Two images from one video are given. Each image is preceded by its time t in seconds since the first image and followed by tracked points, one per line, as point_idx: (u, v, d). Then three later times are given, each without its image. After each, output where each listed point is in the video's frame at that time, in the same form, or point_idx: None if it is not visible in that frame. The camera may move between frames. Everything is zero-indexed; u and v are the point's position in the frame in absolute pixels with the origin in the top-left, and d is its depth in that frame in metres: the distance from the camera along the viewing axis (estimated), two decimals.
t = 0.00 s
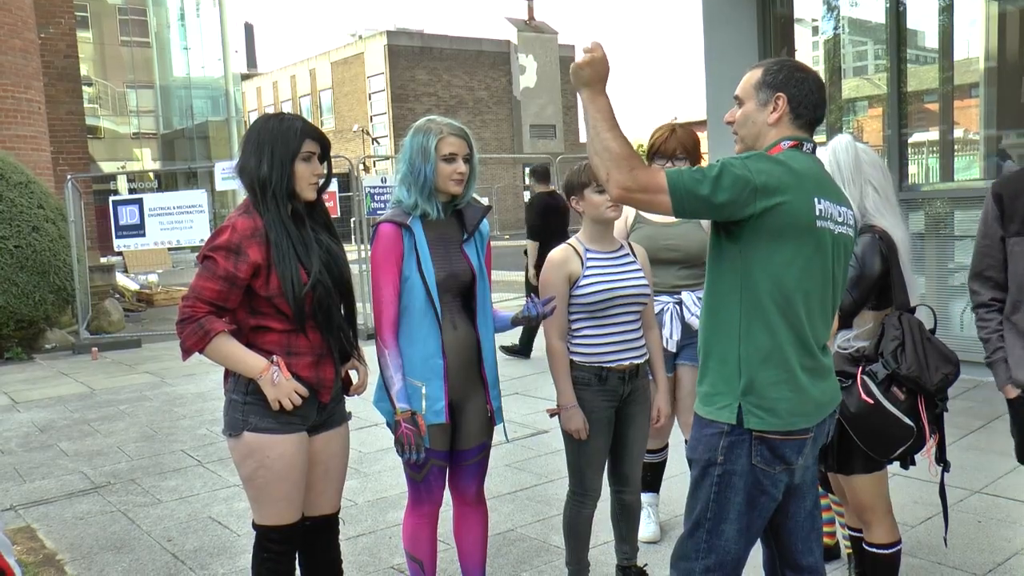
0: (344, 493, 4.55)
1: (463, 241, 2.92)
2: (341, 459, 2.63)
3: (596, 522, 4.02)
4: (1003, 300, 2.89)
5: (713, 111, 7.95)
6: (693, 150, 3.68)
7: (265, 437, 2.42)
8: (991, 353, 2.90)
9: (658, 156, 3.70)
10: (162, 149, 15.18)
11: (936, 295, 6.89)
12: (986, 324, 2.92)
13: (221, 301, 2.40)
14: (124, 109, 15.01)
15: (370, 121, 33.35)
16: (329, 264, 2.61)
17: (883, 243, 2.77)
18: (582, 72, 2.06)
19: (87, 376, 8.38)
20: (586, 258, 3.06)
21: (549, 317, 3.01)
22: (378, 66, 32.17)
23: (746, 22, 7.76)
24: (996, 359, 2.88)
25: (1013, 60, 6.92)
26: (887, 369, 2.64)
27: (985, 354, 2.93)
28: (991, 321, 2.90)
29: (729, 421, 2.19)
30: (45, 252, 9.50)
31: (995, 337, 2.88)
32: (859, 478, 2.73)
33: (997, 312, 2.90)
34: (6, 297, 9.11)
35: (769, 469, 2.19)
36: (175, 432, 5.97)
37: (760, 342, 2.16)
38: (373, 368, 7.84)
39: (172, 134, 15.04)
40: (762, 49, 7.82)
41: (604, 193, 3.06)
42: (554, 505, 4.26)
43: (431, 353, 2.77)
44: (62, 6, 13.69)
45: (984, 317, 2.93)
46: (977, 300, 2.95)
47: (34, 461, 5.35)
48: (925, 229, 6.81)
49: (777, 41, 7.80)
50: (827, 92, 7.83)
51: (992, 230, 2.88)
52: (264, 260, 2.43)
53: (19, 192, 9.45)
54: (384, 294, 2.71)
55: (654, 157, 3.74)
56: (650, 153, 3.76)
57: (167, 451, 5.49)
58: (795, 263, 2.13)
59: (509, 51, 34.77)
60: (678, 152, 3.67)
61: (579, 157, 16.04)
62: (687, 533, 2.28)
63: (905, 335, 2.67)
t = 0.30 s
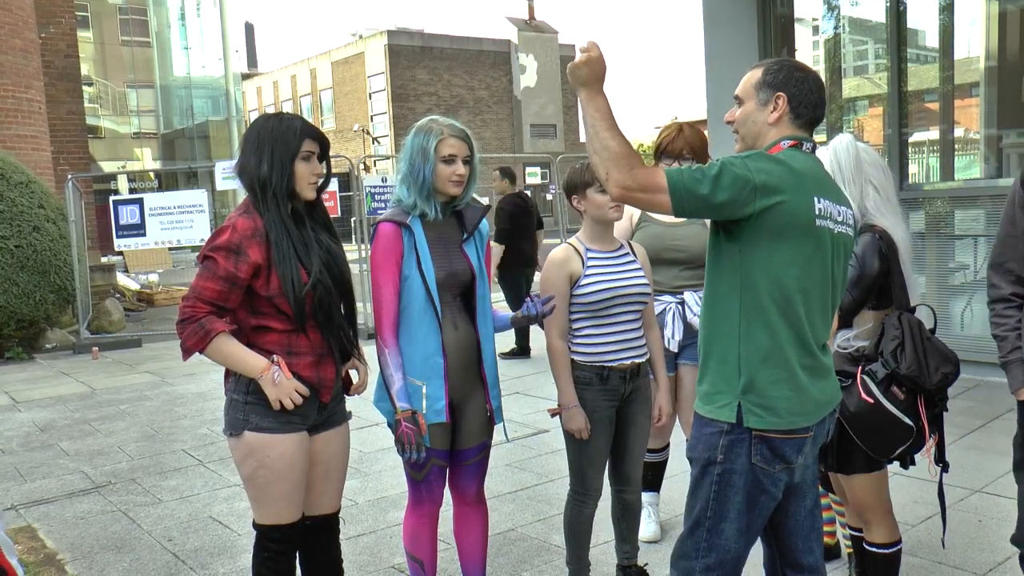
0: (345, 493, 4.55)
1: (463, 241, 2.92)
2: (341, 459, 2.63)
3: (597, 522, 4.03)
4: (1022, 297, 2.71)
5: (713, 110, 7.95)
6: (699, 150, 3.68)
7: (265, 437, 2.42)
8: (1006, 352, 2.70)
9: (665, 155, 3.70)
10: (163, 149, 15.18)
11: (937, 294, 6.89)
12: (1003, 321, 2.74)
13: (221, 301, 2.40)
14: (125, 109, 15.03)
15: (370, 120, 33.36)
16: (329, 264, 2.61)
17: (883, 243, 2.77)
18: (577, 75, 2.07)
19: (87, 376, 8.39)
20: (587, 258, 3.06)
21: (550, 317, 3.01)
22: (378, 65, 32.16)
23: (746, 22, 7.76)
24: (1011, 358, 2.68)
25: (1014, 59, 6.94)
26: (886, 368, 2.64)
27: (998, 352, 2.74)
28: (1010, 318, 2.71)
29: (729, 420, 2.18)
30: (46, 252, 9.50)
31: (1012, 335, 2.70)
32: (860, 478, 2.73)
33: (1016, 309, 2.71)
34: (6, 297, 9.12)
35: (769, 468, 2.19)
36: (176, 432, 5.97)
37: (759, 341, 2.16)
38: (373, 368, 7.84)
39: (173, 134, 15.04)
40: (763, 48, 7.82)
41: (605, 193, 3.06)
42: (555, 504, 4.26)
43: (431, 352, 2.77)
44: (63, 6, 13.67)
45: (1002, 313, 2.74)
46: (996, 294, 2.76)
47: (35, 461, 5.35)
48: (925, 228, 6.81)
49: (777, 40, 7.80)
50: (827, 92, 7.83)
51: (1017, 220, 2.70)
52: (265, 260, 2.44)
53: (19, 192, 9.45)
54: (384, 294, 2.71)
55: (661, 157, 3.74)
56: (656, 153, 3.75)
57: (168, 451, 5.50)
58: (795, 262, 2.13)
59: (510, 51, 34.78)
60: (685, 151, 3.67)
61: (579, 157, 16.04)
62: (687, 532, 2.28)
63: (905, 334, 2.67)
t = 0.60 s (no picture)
0: (346, 494, 4.56)
1: (463, 242, 2.92)
2: (341, 459, 2.63)
3: (597, 522, 4.03)
4: None
5: (712, 111, 7.96)
6: (704, 152, 3.68)
7: (265, 438, 2.43)
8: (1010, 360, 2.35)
9: (669, 156, 3.70)
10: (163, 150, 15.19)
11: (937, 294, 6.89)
12: (1006, 325, 2.39)
13: (220, 303, 2.40)
14: (125, 111, 15.05)
15: (371, 121, 33.38)
16: (328, 265, 2.62)
17: (882, 243, 2.77)
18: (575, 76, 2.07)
19: (88, 377, 8.39)
20: (587, 259, 3.06)
21: (550, 319, 3.01)
22: (379, 66, 32.18)
23: (746, 23, 7.76)
24: (1016, 366, 2.34)
25: (1014, 59, 7.12)
26: (886, 368, 2.64)
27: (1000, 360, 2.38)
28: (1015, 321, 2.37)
29: (729, 420, 2.19)
30: (46, 253, 9.50)
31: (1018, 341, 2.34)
32: (860, 478, 2.73)
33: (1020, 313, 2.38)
34: (7, 299, 9.12)
35: (769, 468, 2.19)
36: (176, 433, 5.97)
37: (759, 341, 2.16)
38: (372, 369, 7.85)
39: (173, 136, 14.92)
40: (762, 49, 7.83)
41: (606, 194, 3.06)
42: (556, 505, 4.26)
43: (431, 353, 2.77)
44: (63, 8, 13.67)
45: (1004, 318, 2.40)
46: (997, 299, 2.43)
47: (36, 462, 5.35)
48: (925, 228, 6.81)
49: (777, 40, 7.78)
50: (827, 92, 7.82)
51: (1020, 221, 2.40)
52: (264, 262, 2.44)
53: (19, 193, 9.45)
54: (385, 294, 2.72)
55: (665, 158, 3.74)
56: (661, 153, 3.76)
57: (169, 452, 5.50)
58: (795, 262, 2.13)
59: (510, 52, 34.81)
60: (689, 152, 3.67)
61: (578, 157, 16.04)
62: (687, 533, 2.28)
63: (904, 334, 2.66)
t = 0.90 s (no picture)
0: (346, 497, 4.56)
1: (463, 245, 2.93)
2: (341, 462, 2.64)
3: (597, 525, 4.03)
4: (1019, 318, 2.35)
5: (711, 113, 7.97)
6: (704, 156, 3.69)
7: (265, 441, 2.43)
8: (1006, 382, 2.32)
9: (670, 159, 3.70)
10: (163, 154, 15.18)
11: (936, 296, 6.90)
12: (1000, 347, 2.36)
13: (219, 307, 2.40)
14: (125, 115, 15.07)
15: (370, 125, 33.41)
16: (327, 269, 2.62)
17: (881, 245, 2.78)
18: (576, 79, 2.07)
19: (88, 381, 8.38)
20: (586, 261, 3.06)
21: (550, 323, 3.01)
22: (378, 70, 32.22)
23: (745, 25, 7.77)
24: (1013, 387, 2.30)
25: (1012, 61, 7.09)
26: (885, 370, 2.64)
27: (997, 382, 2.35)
28: (1008, 342, 2.34)
29: (727, 422, 2.19)
30: (46, 257, 9.51)
31: (1012, 362, 2.31)
32: (860, 479, 2.73)
33: (1013, 333, 2.34)
34: (7, 303, 9.13)
35: (768, 470, 2.19)
36: (177, 437, 5.97)
37: (758, 344, 2.16)
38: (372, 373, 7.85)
39: (173, 139, 15.01)
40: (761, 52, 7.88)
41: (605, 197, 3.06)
42: (555, 508, 4.26)
43: (431, 355, 2.78)
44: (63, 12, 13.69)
45: (997, 339, 2.37)
46: (987, 322, 2.40)
47: (36, 466, 5.36)
48: (925, 230, 6.81)
49: (776, 43, 7.83)
50: (826, 94, 7.83)
51: (1005, 242, 2.38)
52: (263, 266, 2.44)
53: (19, 198, 9.46)
54: (384, 297, 2.72)
55: (666, 160, 3.74)
56: (661, 155, 3.75)
57: (169, 456, 5.50)
58: (793, 265, 2.14)
59: (509, 55, 34.85)
60: (689, 156, 3.68)
61: (578, 160, 16.04)
62: (686, 535, 2.28)
63: (903, 336, 2.66)
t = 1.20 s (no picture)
0: (346, 501, 4.56)
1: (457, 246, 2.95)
2: (341, 465, 2.64)
3: (598, 528, 4.03)
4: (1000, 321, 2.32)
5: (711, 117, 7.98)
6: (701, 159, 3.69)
7: (265, 444, 2.43)
8: (986, 387, 2.29)
9: (667, 163, 3.71)
10: (163, 158, 15.19)
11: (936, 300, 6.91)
12: (981, 351, 2.33)
13: (219, 310, 2.41)
14: (125, 118, 15.01)
15: (370, 128, 33.44)
16: (327, 273, 2.62)
17: (881, 248, 2.78)
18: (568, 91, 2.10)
19: (88, 385, 8.38)
20: (586, 265, 3.07)
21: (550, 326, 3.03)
22: (378, 73, 32.26)
23: (745, 29, 7.78)
24: (991, 393, 2.28)
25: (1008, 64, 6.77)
26: (885, 374, 2.64)
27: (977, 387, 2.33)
28: (988, 347, 2.31)
29: (729, 426, 2.19)
30: (46, 261, 9.51)
31: (991, 367, 2.29)
32: (860, 483, 2.74)
33: (994, 337, 2.32)
34: (8, 306, 9.13)
35: (768, 474, 2.20)
36: (177, 441, 5.97)
37: (759, 348, 2.16)
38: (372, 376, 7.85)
39: (173, 142, 15.05)
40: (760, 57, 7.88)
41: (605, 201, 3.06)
42: (556, 511, 4.26)
43: (425, 356, 2.80)
44: (64, 16, 13.71)
45: (978, 343, 2.34)
46: (969, 324, 2.37)
47: (36, 470, 5.35)
48: (925, 233, 6.82)
49: (775, 49, 7.85)
50: (826, 97, 7.84)
51: (987, 242, 2.35)
52: (264, 269, 2.45)
53: (20, 201, 9.46)
54: (381, 283, 2.77)
55: (662, 164, 3.75)
56: (658, 160, 3.76)
57: (169, 459, 5.50)
58: (793, 267, 2.14)
59: (509, 58, 34.89)
60: (687, 160, 3.68)
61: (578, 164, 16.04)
62: (686, 538, 2.28)
63: (903, 340, 2.66)
